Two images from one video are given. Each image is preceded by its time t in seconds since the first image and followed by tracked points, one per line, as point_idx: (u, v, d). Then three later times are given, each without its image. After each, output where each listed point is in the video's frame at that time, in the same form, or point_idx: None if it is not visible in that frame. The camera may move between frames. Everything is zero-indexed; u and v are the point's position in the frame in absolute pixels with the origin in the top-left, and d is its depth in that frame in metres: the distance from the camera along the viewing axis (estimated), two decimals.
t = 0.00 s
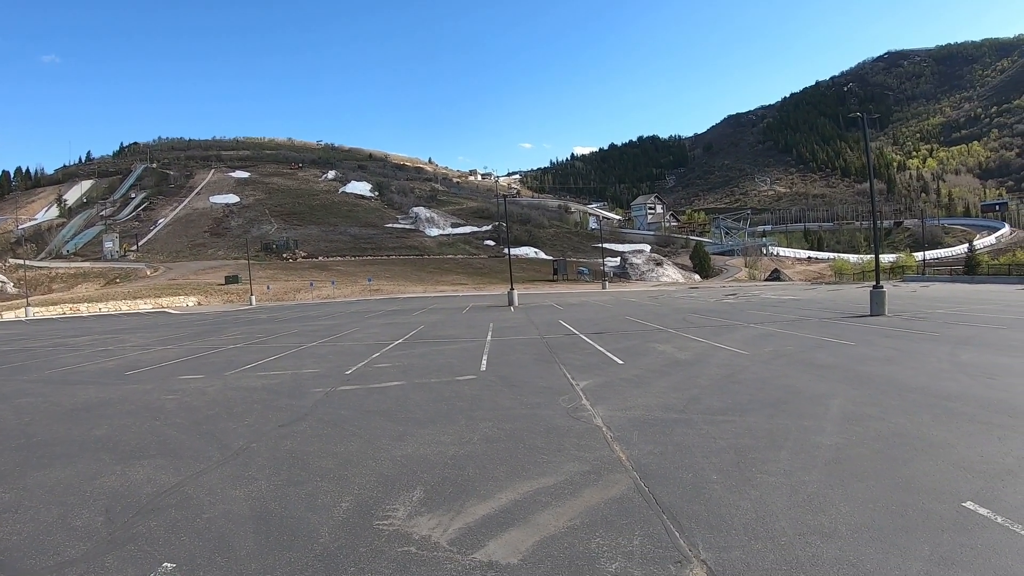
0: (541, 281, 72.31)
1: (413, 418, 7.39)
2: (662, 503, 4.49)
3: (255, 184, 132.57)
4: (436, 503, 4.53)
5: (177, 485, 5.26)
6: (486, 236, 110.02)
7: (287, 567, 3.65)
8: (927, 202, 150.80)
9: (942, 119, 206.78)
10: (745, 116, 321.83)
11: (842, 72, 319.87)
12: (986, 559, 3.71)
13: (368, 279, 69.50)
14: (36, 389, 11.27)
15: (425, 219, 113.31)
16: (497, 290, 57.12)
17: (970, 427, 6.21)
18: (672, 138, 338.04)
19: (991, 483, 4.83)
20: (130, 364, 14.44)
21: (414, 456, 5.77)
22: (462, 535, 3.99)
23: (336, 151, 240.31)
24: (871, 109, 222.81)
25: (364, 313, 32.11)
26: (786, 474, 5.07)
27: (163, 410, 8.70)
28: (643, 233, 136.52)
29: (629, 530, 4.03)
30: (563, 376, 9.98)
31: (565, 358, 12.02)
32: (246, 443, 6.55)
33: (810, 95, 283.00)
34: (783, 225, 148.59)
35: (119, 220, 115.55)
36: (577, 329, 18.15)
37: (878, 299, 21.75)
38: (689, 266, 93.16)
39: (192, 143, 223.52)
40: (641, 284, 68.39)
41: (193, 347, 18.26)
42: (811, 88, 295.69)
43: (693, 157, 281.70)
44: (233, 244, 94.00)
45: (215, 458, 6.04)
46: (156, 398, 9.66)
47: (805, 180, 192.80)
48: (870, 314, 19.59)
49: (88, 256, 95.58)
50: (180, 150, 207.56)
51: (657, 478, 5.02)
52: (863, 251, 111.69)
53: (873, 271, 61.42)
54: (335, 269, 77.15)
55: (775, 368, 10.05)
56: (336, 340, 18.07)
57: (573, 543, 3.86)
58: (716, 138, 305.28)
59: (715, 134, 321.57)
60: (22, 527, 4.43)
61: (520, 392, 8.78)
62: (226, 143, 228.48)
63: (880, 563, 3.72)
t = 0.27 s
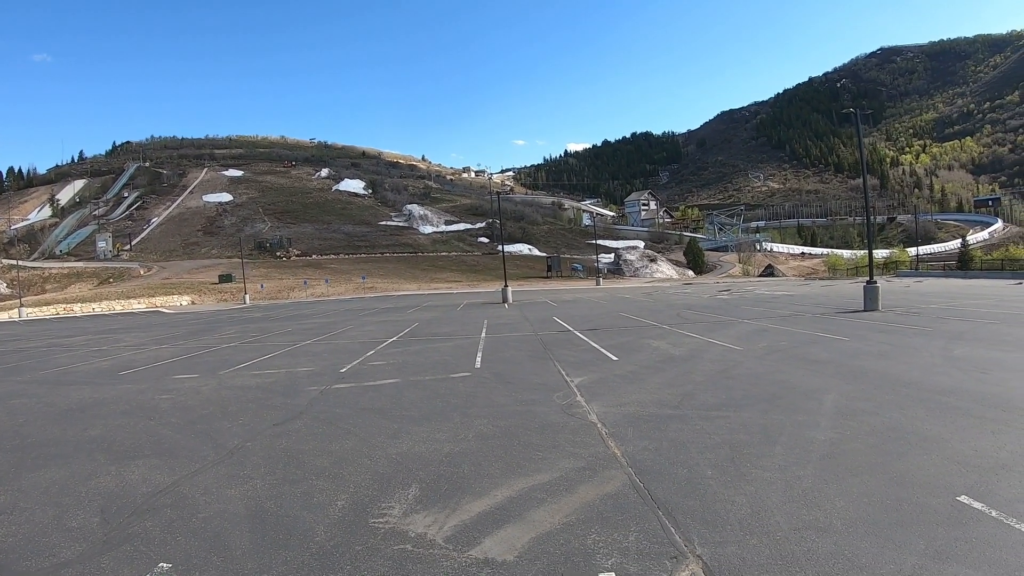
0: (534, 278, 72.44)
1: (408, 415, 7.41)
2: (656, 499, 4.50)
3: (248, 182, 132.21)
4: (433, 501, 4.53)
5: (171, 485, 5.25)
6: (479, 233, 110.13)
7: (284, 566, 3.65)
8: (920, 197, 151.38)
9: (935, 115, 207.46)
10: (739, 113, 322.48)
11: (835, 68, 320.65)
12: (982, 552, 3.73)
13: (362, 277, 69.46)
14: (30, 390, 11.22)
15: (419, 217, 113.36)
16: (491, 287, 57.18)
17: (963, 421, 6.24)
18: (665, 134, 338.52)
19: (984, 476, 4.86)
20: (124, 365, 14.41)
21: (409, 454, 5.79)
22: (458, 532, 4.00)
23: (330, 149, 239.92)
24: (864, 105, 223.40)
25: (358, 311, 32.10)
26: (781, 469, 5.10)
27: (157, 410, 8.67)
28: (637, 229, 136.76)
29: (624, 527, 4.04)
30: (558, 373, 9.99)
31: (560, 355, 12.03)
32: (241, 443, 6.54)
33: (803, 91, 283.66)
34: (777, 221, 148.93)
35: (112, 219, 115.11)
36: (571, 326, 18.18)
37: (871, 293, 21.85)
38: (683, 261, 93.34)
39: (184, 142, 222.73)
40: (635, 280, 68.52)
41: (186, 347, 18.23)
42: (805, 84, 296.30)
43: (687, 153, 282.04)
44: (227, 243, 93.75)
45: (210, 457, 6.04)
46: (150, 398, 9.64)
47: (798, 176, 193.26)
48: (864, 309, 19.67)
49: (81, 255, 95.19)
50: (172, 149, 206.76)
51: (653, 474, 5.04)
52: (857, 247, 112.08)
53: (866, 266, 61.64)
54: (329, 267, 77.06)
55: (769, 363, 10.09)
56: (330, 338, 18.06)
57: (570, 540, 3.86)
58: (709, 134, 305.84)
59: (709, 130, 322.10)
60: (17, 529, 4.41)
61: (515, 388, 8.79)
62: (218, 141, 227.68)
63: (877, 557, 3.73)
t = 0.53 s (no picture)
0: (531, 276, 72.42)
1: (406, 415, 7.40)
2: (656, 496, 4.50)
3: (244, 182, 132.16)
4: (431, 500, 4.52)
5: (170, 485, 5.25)
6: (476, 232, 110.17)
7: (284, 567, 3.63)
8: (916, 194, 151.65)
9: (931, 112, 207.90)
10: (735, 110, 322.81)
11: (831, 65, 320.90)
12: (982, 548, 3.74)
13: (359, 276, 69.47)
14: (28, 392, 11.23)
15: (415, 216, 113.41)
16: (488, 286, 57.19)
17: (961, 417, 6.26)
18: (662, 132, 338.90)
19: (983, 472, 4.87)
20: (121, 365, 14.40)
21: (406, 453, 5.79)
22: (458, 530, 4.00)
23: (327, 148, 239.82)
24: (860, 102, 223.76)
25: (355, 310, 32.12)
26: (780, 466, 5.11)
27: (155, 411, 8.67)
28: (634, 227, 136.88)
29: (624, 524, 4.05)
30: (556, 371, 10.00)
31: (557, 353, 12.06)
32: (239, 443, 6.53)
33: (799, 88, 284.07)
34: (773, 218, 149.10)
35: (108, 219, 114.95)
36: (569, 324, 18.19)
37: (867, 289, 21.89)
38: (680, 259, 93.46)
39: (180, 142, 222.47)
40: (632, 278, 68.62)
41: (183, 347, 18.23)
42: (801, 82, 296.83)
43: (683, 151, 282.22)
44: (223, 243, 93.70)
45: (209, 457, 6.04)
46: (148, 398, 9.62)
47: (795, 173, 193.54)
48: (860, 306, 19.71)
49: (77, 256, 95.01)
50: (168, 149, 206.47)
51: (653, 471, 5.03)
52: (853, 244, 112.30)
53: (863, 264, 61.62)
54: (325, 267, 77.02)
55: (766, 360, 10.12)
56: (327, 338, 18.05)
57: (569, 538, 3.87)
58: (706, 132, 306.24)
59: (705, 128, 322.50)
60: (17, 530, 4.41)
61: (513, 387, 8.80)
62: (214, 141, 227.45)
63: (877, 552, 3.75)
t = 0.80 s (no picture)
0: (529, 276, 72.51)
1: (403, 416, 7.40)
2: (654, 495, 4.51)
3: (241, 183, 132.16)
4: (429, 501, 4.52)
5: (168, 488, 5.24)
6: (473, 232, 110.21)
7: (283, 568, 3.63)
8: (913, 192, 151.91)
9: (928, 110, 208.20)
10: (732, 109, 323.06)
11: (828, 64, 320.84)
12: (982, 546, 3.74)
13: (356, 277, 69.46)
14: (27, 394, 11.24)
15: (412, 216, 113.48)
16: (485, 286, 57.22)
17: (959, 415, 6.26)
18: (659, 131, 339.11)
19: (982, 470, 4.88)
20: (119, 367, 14.40)
21: (405, 454, 5.78)
22: (456, 531, 4.00)
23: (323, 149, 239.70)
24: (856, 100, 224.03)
25: (352, 311, 32.12)
26: (778, 465, 5.12)
27: (153, 412, 8.66)
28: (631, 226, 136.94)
29: (622, 523, 4.05)
30: (554, 371, 10.00)
31: (555, 352, 12.05)
32: (237, 444, 6.54)
33: (795, 87, 284.35)
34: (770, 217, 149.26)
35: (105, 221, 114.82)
36: (566, 323, 18.20)
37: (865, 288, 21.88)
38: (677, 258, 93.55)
39: (177, 143, 222.26)
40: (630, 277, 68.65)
41: (181, 349, 18.23)
42: (797, 81, 297.13)
43: (680, 149, 282.40)
44: (221, 244, 93.67)
45: (207, 459, 6.03)
46: (146, 400, 9.61)
47: (792, 172, 193.69)
48: (858, 304, 19.71)
49: (74, 258, 94.94)
50: (165, 151, 206.29)
51: (653, 470, 5.03)
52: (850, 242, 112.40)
53: (861, 262, 61.60)
54: (323, 267, 77.01)
55: (764, 359, 10.12)
56: (324, 339, 18.05)
57: (567, 537, 3.88)
58: (703, 130, 306.46)
59: (702, 127, 322.78)
60: (15, 533, 4.40)
61: (512, 387, 8.79)
62: (211, 142, 227.30)
63: (876, 550, 3.75)
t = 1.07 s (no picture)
0: (526, 276, 72.50)
1: (401, 416, 7.40)
2: (652, 494, 4.52)
3: (238, 184, 132.14)
4: (427, 501, 4.52)
5: (166, 488, 5.24)
6: (471, 232, 110.20)
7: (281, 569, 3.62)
8: (910, 191, 152.18)
9: (924, 108, 208.55)
10: (729, 109, 323.48)
11: (824, 62, 321.05)
12: (979, 543, 3.75)
13: (354, 277, 69.44)
14: (24, 396, 11.22)
15: (410, 216, 113.48)
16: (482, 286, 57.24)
17: (957, 413, 6.27)
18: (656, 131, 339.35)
19: (978, 467, 4.90)
20: (116, 368, 14.38)
21: (402, 454, 5.78)
22: (454, 531, 4.00)
23: (320, 149, 239.56)
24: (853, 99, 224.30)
25: (348, 312, 32.10)
26: (775, 464, 5.12)
27: (150, 414, 8.64)
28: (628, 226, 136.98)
29: (621, 522, 4.05)
30: (551, 370, 10.02)
31: (553, 352, 12.04)
32: (235, 445, 6.53)
33: (792, 86, 284.72)
34: (767, 216, 149.49)
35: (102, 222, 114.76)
36: (563, 323, 18.21)
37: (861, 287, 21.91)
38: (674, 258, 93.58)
39: (174, 144, 221.97)
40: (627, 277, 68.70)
41: (178, 350, 18.22)
42: (794, 80, 297.57)
43: (677, 149, 282.61)
44: (218, 245, 93.61)
45: (204, 460, 6.03)
46: (143, 402, 9.60)
47: (789, 171, 193.82)
48: (854, 303, 19.73)
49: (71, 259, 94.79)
50: (161, 151, 205.98)
51: (651, 469, 5.03)
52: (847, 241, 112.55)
53: (858, 260, 61.69)
54: (320, 267, 76.96)
55: (763, 357, 10.11)
56: (321, 339, 18.04)
57: (564, 538, 3.88)
58: (700, 130, 306.70)
59: (699, 127, 323.12)
60: (12, 535, 4.41)
61: (509, 387, 8.79)
62: (208, 143, 226.98)
63: (873, 549, 3.76)
